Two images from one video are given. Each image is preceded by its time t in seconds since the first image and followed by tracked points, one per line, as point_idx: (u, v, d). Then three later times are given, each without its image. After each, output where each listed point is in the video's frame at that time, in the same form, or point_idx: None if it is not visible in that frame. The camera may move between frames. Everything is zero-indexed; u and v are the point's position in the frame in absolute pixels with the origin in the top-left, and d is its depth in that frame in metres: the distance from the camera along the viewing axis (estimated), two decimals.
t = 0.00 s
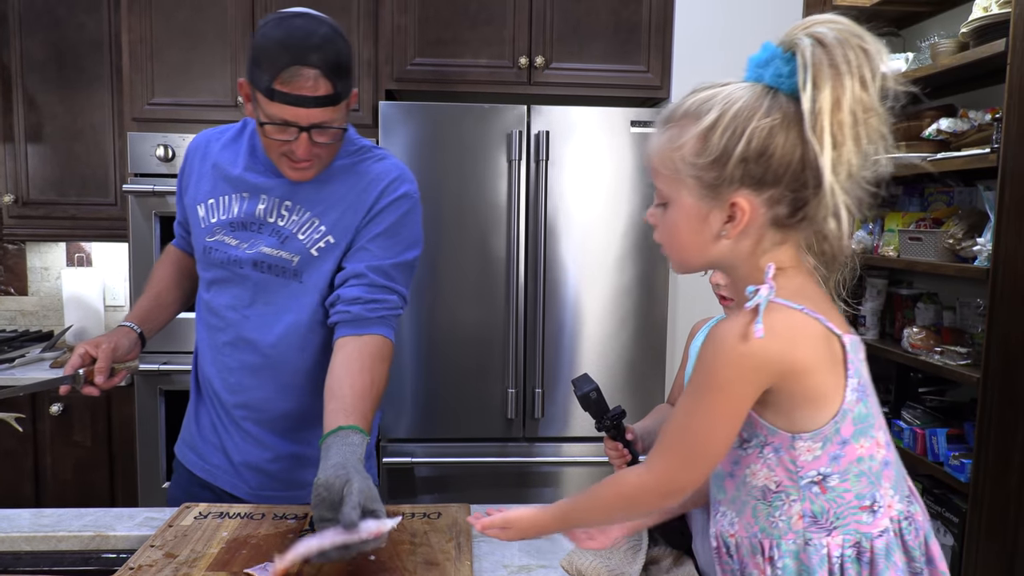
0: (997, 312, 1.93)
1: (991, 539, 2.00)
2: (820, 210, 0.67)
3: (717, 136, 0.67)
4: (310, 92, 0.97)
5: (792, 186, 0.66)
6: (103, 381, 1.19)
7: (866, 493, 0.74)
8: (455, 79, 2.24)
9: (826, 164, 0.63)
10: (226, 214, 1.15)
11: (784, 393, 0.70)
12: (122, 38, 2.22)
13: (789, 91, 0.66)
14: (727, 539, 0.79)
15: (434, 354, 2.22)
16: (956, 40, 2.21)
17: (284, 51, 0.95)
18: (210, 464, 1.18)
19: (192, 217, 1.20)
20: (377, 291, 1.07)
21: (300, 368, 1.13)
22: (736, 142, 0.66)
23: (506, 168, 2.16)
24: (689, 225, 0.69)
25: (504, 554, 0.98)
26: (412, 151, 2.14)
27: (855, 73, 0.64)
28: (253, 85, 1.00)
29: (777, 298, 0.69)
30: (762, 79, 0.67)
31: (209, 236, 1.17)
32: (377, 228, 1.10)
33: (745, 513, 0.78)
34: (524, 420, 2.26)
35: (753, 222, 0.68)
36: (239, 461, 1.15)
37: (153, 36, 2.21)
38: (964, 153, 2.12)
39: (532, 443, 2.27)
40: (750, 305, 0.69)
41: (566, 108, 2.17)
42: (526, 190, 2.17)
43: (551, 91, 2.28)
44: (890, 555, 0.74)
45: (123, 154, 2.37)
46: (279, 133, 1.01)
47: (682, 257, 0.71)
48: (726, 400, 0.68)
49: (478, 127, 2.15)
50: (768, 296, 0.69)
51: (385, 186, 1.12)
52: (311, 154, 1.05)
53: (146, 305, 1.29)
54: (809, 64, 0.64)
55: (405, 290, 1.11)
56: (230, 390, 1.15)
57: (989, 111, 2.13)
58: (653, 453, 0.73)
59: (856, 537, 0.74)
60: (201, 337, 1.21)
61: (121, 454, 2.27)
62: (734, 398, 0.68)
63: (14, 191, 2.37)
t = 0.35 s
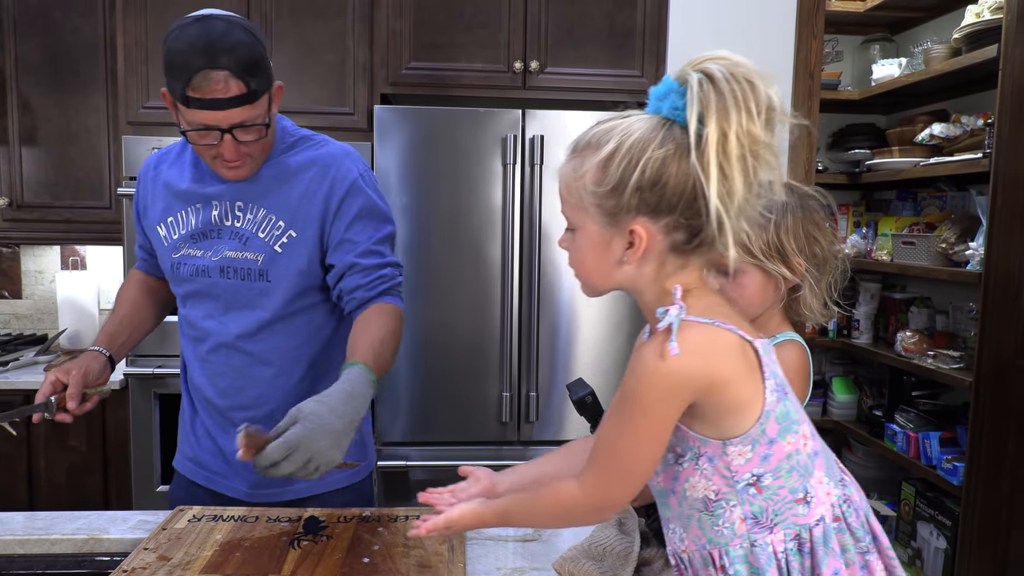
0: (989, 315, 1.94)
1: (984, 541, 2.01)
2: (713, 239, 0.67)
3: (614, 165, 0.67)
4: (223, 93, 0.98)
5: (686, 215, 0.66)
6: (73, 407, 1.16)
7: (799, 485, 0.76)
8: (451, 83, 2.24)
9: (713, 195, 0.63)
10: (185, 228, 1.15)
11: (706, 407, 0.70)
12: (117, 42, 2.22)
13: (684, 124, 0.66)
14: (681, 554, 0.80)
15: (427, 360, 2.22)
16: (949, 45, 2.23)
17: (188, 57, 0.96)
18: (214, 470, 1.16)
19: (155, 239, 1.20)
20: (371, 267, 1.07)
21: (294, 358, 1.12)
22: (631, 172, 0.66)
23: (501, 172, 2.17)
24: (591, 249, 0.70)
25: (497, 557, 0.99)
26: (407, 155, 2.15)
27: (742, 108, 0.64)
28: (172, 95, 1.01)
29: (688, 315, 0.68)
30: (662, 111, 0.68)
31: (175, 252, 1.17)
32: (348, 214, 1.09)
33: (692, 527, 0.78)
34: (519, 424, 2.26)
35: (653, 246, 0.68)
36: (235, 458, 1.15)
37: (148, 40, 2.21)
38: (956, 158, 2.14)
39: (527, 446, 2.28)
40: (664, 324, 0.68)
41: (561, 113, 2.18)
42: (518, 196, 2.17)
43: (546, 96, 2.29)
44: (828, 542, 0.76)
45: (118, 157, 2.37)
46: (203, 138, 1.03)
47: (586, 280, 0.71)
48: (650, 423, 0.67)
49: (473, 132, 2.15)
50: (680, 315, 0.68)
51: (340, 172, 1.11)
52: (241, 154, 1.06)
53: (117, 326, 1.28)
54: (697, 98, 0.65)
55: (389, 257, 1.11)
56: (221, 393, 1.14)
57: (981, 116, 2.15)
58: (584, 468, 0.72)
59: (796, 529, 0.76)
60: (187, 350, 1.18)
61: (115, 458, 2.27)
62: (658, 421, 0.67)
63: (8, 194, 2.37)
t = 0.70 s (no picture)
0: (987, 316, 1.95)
1: (983, 543, 2.01)
2: (682, 245, 0.69)
3: (582, 179, 0.68)
4: (276, 105, 0.93)
5: (655, 223, 0.68)
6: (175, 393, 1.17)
7: (771, 485, 0.76)
8: (448, 87, 2.25)
9: (679, 204, 0.66)
10: (243, 233, 1.10)
11: (678, 409, 0.70)
12: (115, 46, 2.23)
13: (647, 134, 0.68)
14: (665, 556, 0.80)
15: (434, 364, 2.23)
16: (945, 47, 2.24)
17: (247, 66, 0.91)
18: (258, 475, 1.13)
19: (218, 241, 1.16)
20: (413, 299, 1.00)
21: (343, 375, 1.07)
22: (600, 186, 0.67)
23: (499, 176, 2.16)
24: (566, 262, 0.71)
25: (495, 559, 0.99)
26: (405, 159, 2.15)
27: (701, 116, 0.67)
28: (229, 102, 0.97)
29: (654, 322, 0.70)
30: (624, 122, 0.69)
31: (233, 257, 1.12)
32: (394, 236, 1.01)
33: (673, 531, 0.79)
34: (518, 426, 2.26)
35: (625, 257, 0.69)
36: (282, 464, 1.10)
37: (146, 44, 2.22)
38: (953, 160, 2.14)
39: (525, 449, 2.28)
40: (630, 333, 0.69)
41: (557, 116, 2.18)
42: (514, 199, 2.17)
43: (543, 99, 2.30)
44: (802, 539, 0.78)
45: (116, 161, 2.37)
46: (257, 148, 0.98)
47: (562, 291, 0.72)
48: (634, 431, 0.67)
49: (471, 135, 2.16)
50: (646, 321, 0.70)
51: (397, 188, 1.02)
52: (293, 165, 1.00)
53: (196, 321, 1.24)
54: (657, 110, 0.67)
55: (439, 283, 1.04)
56: (270, 403, 1.10)
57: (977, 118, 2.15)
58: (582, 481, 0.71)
59: (771, 528, 0.77)
60: (241, 354, 1.14)
61: (113, 462, 2.27)
62: (641, 429, 0.67)
63: (6, 199, 2.37)
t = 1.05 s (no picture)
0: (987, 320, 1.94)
1: (983, 547, 2.01)
2: (700, 232, 0.69)
3: (599, 170, 0.68)
4: (382, 128, 1.03)
5: (673, 211, 0.68)
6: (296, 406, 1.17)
7: (783, 487, 0.77)
8: (448, 90, 2.26)
9: (698, 189, 0.67)
10: (334, 241, 1.21)
11: (702, 404, 0.69)
12: (116, 48, 2.23)
13: (661, 124, 0.69)
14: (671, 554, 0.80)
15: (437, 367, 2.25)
16: (946, 51, 2.24)
17: (361, 90, 1.01)
18: (328, 469, 1.24)
19: (301, 241, 1.26)
20: (491, 322, 1.16)
21: (425, 381, 1.21)
22: (617, 175, 0.67)
23: (499, 179, 2.17)
24: (585, 254, 0.71)
25: (494, 562, 0.99)
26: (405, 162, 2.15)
27: (715, 104, 0.68)
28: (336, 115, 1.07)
29: (675, 316, 0.69)
30: (637, 114, 0.70)
31: (320, 261, 1.23)
32: (482, 260, 1.17)
33: (683, 530, 0.78)
34: (518, 429, 2.26)
35: (643, 248, 0.69)
36: (354, 459, 1.22)
37: (147, 47, 2.22)
38: (954, 163, 2.14)
39: (525, 452, 2.28)
40: (651, 327, 0.69)
41: (557, 119, 2.18)
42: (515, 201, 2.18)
43: (543, 102, 2.30)
44: (813, 543, 0.78)
45: (117, 163, 2.37)
46: (357, 162, 1.09)
47: (581, 284, 0.72)
48: (668, 429, 0.65)
49: (472, 138, 2.16)
50: (668, 315, 0.69)
51: (488, 212, 1.17)
52: (387, 182, 1.12)
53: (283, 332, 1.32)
54: (671, 98, 0.67)
55: (517, 307, 1.18)
56: (349, 401, 1.22)
57: (978, 122, 2.16)
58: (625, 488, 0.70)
59: (781, 531, 0.77)
60: (321, 355, 1.26)
61: (114, 464, 2.27)
62: (674, 426, 0.65)
63: (7, 201, 2.37)
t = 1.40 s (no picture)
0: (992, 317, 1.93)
1: (988, 544, 2.00)
2: (728, 221, 0.69)
3: (627, 155, 0.69)
4: (404, 137, 1.06)
5: (700, 198, 0.68)
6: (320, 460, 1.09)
7: (801, 484, 0.76)
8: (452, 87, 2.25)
9: (726, 177, 0.66)
10: (361, 248, 1.24)
11: (727, 397, 0.69)
12: (120, 46, 2.23)
13: (691, 111, 0.68)
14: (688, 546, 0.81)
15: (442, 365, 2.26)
16: (950, 47, 2.23)
17: (384, 100, 1.04)
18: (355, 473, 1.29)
19: (321, 247, 1.28)
20: (502, 321, 1.20)
21: (446, 384, 1.26)
22: (644, 160, 0.68)
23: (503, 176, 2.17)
24: (611, 241, 0.72)
25: (497, 559, 0.99)
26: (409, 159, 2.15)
27: (747, 91, 0.67)
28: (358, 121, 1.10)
29: (702, 306, 0.68)
30: (667, 99, 0.70)
31: (344, 268, 1.25)
32: (500, 260, 1.22)
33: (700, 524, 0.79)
34: (521, 427, 2.26)
35: (668, 234, 0.70)
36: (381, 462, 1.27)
37: (151, 44, 2.22)
38: (959, 160, 2.13)
39: (528, 449, 2.28)
40: (680, 317, 0.68)
41: (561, 116, 2.18)
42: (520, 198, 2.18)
43: (546, 98, 2.29)
44: (828, 541, 0.78)
45: (121, 161, 2.38)
46: (377, 169, 1.12)
47: (606, 271, 0.73)
48: (696, 421, 0.65)
49: (476, 135, 2.16)
50: (694, 306, 0.68)
51: (509, 214, 1.23)
52: (404, 189, 1.15)
53: (299, 371, 1.26)
54: (703, 83, 0.67)
55: (528, 307, 1.21)
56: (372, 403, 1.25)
57: (983, 118, 2.15)
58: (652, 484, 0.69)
59: (797, 528, 0.77)
60: (342, 362, 1.29)
61: (119, 461, 2.28)
62: (703, 418, 0.65)
63: (12, 198, 2.38)
